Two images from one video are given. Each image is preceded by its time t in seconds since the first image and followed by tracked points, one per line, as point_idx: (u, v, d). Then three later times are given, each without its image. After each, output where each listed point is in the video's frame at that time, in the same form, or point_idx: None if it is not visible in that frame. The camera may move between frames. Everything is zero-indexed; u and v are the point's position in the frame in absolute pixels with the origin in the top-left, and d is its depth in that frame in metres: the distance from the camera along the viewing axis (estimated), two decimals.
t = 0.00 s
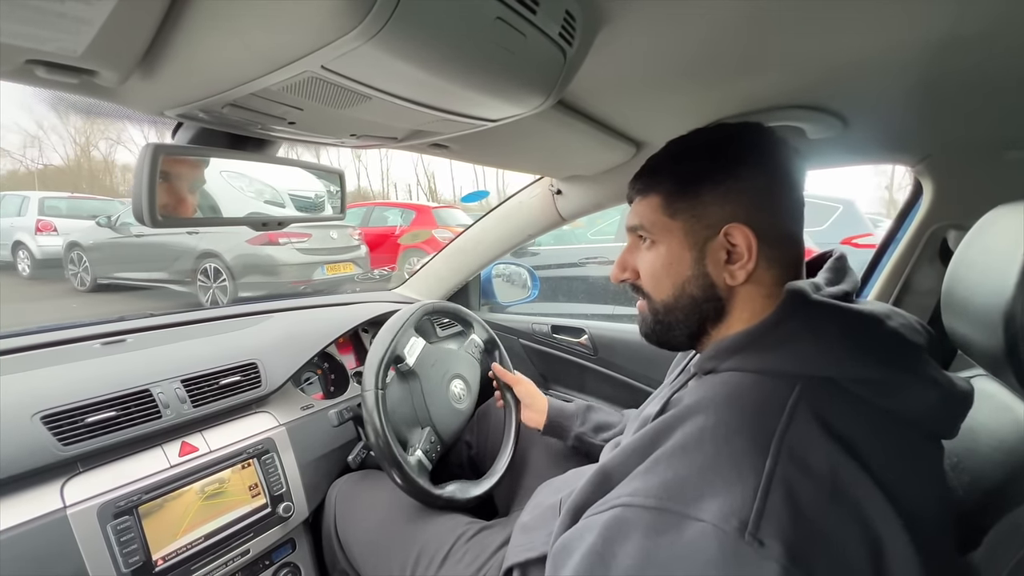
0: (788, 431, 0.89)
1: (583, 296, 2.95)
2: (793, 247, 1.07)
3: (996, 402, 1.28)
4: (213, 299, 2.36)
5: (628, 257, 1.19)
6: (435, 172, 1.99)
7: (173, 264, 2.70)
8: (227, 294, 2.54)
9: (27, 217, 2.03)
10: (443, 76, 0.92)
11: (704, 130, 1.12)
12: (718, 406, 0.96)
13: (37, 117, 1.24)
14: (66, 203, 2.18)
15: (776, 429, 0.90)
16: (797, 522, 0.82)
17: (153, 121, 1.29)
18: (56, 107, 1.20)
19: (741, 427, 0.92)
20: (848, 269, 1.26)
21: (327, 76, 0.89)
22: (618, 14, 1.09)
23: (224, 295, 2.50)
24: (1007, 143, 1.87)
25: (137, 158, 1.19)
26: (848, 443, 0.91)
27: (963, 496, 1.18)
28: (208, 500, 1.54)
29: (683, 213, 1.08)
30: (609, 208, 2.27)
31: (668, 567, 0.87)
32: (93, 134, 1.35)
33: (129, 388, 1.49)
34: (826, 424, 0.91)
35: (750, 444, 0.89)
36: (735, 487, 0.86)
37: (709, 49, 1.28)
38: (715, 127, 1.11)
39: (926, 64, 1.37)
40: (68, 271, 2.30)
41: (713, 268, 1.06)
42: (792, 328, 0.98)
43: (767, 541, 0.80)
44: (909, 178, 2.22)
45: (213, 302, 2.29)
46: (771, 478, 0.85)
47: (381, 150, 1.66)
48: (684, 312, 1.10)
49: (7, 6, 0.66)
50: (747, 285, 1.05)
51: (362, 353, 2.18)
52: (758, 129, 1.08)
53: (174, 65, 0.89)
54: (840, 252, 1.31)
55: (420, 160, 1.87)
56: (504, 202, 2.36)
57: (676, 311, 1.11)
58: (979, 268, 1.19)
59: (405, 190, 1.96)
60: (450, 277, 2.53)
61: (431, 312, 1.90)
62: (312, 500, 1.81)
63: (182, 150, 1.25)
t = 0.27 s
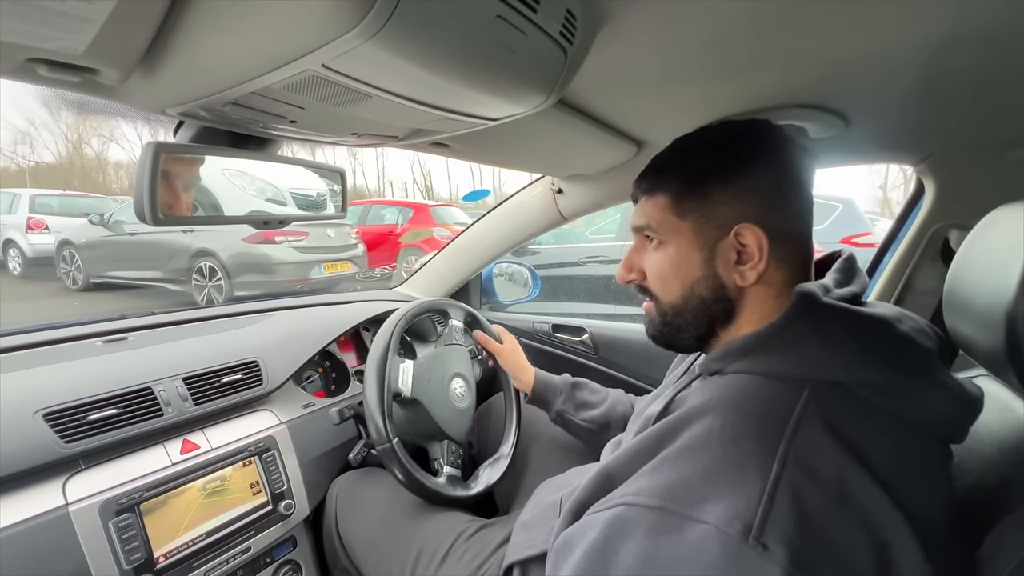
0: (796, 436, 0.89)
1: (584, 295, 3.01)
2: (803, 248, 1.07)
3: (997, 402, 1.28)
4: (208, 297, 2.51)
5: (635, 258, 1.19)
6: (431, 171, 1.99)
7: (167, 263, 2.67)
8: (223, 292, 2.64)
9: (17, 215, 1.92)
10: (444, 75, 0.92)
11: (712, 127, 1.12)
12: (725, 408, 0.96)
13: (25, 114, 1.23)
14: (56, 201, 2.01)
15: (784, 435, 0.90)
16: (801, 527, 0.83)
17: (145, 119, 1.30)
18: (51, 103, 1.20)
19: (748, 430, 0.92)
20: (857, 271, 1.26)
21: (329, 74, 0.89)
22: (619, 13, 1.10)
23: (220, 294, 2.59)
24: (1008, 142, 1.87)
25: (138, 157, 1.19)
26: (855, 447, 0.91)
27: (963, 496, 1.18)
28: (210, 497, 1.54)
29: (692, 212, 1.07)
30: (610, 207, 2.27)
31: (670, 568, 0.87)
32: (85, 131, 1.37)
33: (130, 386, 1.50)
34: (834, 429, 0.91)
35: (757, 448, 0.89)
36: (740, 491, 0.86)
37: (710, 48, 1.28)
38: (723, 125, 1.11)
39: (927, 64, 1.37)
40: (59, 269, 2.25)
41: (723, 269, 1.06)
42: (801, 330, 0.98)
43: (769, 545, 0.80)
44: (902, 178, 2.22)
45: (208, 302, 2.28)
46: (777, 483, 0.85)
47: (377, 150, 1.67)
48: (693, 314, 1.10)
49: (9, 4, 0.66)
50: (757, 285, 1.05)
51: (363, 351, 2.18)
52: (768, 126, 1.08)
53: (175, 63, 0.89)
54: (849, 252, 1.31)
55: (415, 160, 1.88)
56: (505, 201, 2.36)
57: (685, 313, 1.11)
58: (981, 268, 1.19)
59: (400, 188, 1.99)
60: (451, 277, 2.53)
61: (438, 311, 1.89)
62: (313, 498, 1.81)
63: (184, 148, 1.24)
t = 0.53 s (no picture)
0: (803, 431, 0.88)
1: (585, 292, 2.99)
2: (825, 245, 1.06)
3: (1004, 400, 1.27)
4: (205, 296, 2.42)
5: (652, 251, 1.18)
6: (427, 168, 1.98)
7: (162, 261, 2.62)
8: (219, 290, 2.52)
9: (11, 212, 1.92)
10: (450, 67, 0.91)
11: (736, 118, 1.09)
12: (734, 400, 0.96)
13: (18, 110, 1.21)
14: (50, 199, 2.02)
15: (791, 428, 0.89)
16: (801, 522, 0.83)
17: (140, 114, 1.29)
18: (46, 97, 1.18)
19: (755, 422, 0.91)
20: (874, 271, 1.25)
21: (333, 67, 0.88)
22: (626, 7, 1.09)
23: (215, 291, 2.49)
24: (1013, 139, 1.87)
25: (138, 153, 1.18)
26: (863, 445, 0.90)
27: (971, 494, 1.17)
28: (210, 496, 1.53)
29: (717, 206, 1.06)
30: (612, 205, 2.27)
31: (665, 554, 0.87)
32: (79, 128, 1.35)
33: (130, 384, 1.49)
34: (843, 424, 0.90)
35: (762, 441, 0.89)
36: (743, 483, 0.85)
37: (717, 44, 1.27)
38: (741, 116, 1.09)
39: (933, 60, 1.36)
40: (52, 267, 2.22)
41: (746, 265, 1.05)
42: (815, 327, 0.97)
43: (769, 538, 0.80)
44: (896, 176, 2.22)
45: (205, 300, 2.26)
46: (780, 477, 0.84)
47: (373, 147, 1.67)
48: (711, 310, 1.09)
49: None
50: (779, 283, 1.04)
51: (364, 349, 2.16)
52: (792, 120, 1.06)
53: (177, 56, 0.88)
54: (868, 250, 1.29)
55: (412, 157, 1.87)
56: (507, 198, 2.35)
57: (704, 309, 1.10)
58: (988, 265, 1.18)
59: (397, 186, 1.98)
60: (452, 275, 2.48)
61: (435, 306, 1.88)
62: (314, 497, 1.80)
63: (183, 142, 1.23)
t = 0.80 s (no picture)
0: (807, 430, 0.89)
1: (579, 290, 2.98)
2: (811, 238, 1.06)
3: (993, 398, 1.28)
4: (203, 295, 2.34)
5: (640, 248, 1.18)
6: (425, 166, 1.97)
7: (157, 259, 2.54)
8: (216, 289, 2.45)
9: (8, 208, 1.95)
10: (438, 64, 0.91)
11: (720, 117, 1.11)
12: (737, 398, 0.97)
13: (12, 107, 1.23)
14: (46, 195, 2.07)
15: (796, 427, 0.90)
16: (807, 521, 0.84)
17: (134, 110, 1.28)
18: (40, 96, 1.19)
19: (759, 422, 0.92)
20: (863, 267, 1.24)
21: (320, 63, 0.88)
22: (617, 5, 1.09)
23: (213, 289, 2.42)
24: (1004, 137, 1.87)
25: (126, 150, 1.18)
26: (869, 443, 0.90)
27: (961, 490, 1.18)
28: (202, 494, 1.53)
29: (702, 202, 1.06)
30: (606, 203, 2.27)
31: (669, 553, 0.87)
32: (74, 125, 1.34)
33: (121, 382, 1.48)
34: (849, 423, 0.91)
35: (767, 440, 0.90)
36: (749, 482, 0.87)
37: (709, 41, 1.27)
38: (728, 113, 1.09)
39: (924, 59, 1.37)
40: (48, 265, 2.19)
41: (732, 258, 1.05)
42: (818, 323, 0.97)
43: (776, 537, 0.81)
44: (894, 176, 2.22)
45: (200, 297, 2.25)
46: (786, 476, 0.86)
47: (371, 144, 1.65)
48: (700, 304, 1.09)
49: None
50: (766, 275, 1.04)
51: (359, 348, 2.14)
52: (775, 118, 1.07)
53: (165, 52, 0.88)
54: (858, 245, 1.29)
55: (411, 155, 1.87)
56: (501, 196, 2.34)
57: (692, 304, 1.10)
58: (976, 262, 1.18)
59: (395, 183, 1.97)
60: (447, 273, 2.50)
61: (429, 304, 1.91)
62: (307, 494, 1.80)
63: (173, 140, 1.23)
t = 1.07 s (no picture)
0: (814, 448, 0.88)
1: (579, 291, 2.96)
2: (814, 240, 1.05)
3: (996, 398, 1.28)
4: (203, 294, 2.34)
5: (640, 250, 1.18)
6: (424, 166, 1.97)
7: (157, 260, 2.56)
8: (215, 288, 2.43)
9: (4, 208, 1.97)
10: (443, 64, 0.91)
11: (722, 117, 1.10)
12: (743, 414, 0.95)
13: (13, 106, 1.22)
14: (45, 195, 2.08)
15: (803, 445, 0.88)
16: (814, 543, 0.82)
17: (134, 110, 1.27)
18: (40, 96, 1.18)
19: (763, 440, 0.91)
20: (872, 267, 1.25)
21: (325, 63, 0.87)
22: (620, 4, 1.08)
23: (213, 289, 2.41)
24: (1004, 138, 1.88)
25: (128, 150, 1.17)
26: (873, 457, 0.90)
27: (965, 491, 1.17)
28: (203, 495, 1.52)
29: (701, 202, 1.06)
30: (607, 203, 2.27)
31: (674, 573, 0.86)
32: (73, 125, 1.34)
33: (121, 383, 1.47)
34: (855, 440, 0.89)
35: (774, 458, 0.88)
36: (754, 502, 0.85)
37: (712, 42, 1.27)
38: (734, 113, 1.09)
39: (927, 60, 1.37)
40: (47, 264, 2.20)
41: (730, 261, 1.05)
42: (829, 338, 0.95)
43: (783, 560, 0.79)
44: (894, 175, 2.22)
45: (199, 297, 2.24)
46: (794, 496, 0.84)
47: (371, 144, 1.64)
48: (699, 307, 1.09)
49: None
50: (766, 278, 1.03)
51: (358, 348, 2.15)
52: (778, 117, 1.07)
53: (166, 51, 0.87)
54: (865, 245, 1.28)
55: (410, 155, 1.86)
56: (502, 196, 2.34)
57: (691, 307, 1.10)
58: (977, 264, 1.18)
59: (394, 183, 1.97)
60: (447, 273, 2.51)
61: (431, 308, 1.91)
62: (308, 496, 1.79)
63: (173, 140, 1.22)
